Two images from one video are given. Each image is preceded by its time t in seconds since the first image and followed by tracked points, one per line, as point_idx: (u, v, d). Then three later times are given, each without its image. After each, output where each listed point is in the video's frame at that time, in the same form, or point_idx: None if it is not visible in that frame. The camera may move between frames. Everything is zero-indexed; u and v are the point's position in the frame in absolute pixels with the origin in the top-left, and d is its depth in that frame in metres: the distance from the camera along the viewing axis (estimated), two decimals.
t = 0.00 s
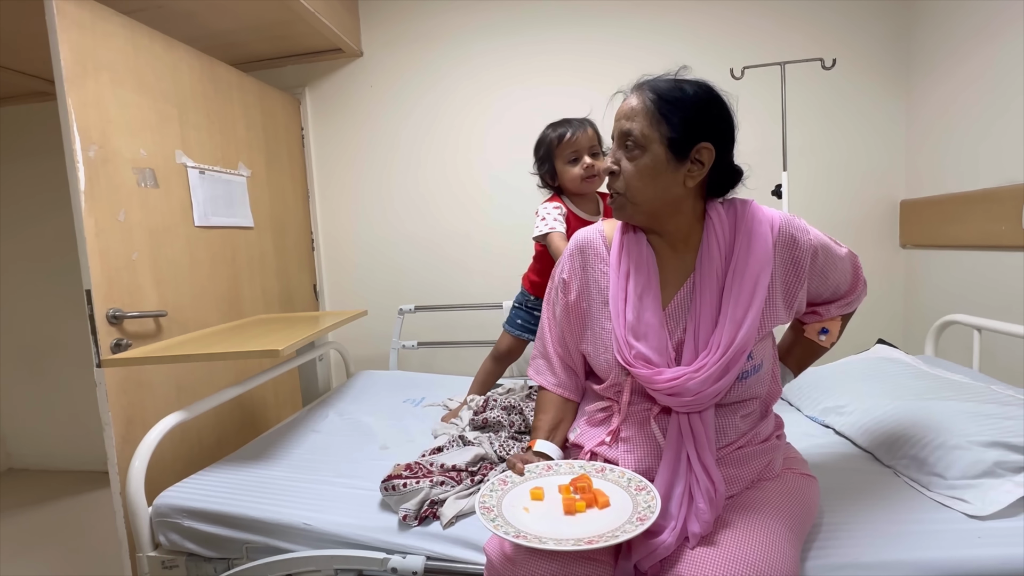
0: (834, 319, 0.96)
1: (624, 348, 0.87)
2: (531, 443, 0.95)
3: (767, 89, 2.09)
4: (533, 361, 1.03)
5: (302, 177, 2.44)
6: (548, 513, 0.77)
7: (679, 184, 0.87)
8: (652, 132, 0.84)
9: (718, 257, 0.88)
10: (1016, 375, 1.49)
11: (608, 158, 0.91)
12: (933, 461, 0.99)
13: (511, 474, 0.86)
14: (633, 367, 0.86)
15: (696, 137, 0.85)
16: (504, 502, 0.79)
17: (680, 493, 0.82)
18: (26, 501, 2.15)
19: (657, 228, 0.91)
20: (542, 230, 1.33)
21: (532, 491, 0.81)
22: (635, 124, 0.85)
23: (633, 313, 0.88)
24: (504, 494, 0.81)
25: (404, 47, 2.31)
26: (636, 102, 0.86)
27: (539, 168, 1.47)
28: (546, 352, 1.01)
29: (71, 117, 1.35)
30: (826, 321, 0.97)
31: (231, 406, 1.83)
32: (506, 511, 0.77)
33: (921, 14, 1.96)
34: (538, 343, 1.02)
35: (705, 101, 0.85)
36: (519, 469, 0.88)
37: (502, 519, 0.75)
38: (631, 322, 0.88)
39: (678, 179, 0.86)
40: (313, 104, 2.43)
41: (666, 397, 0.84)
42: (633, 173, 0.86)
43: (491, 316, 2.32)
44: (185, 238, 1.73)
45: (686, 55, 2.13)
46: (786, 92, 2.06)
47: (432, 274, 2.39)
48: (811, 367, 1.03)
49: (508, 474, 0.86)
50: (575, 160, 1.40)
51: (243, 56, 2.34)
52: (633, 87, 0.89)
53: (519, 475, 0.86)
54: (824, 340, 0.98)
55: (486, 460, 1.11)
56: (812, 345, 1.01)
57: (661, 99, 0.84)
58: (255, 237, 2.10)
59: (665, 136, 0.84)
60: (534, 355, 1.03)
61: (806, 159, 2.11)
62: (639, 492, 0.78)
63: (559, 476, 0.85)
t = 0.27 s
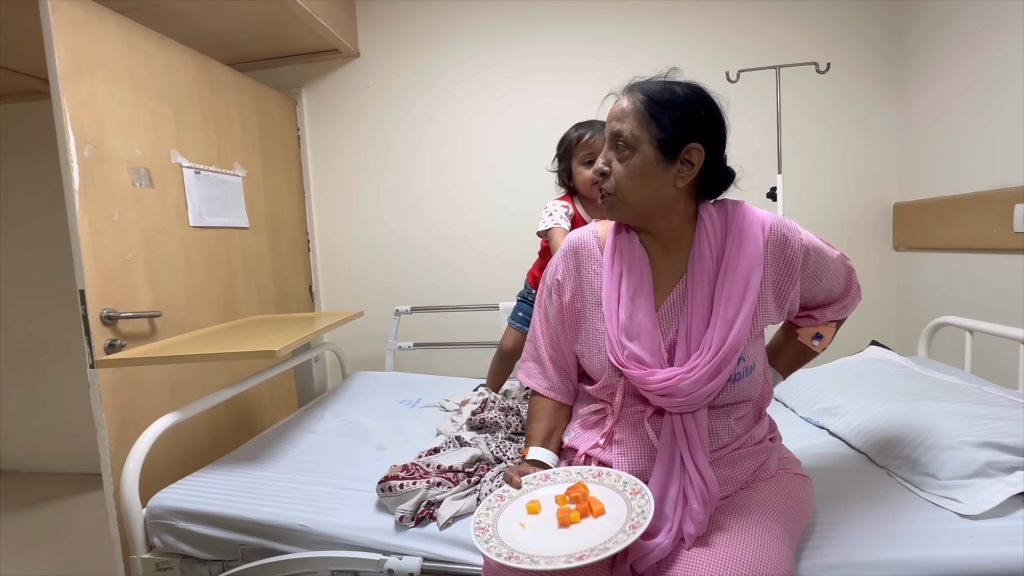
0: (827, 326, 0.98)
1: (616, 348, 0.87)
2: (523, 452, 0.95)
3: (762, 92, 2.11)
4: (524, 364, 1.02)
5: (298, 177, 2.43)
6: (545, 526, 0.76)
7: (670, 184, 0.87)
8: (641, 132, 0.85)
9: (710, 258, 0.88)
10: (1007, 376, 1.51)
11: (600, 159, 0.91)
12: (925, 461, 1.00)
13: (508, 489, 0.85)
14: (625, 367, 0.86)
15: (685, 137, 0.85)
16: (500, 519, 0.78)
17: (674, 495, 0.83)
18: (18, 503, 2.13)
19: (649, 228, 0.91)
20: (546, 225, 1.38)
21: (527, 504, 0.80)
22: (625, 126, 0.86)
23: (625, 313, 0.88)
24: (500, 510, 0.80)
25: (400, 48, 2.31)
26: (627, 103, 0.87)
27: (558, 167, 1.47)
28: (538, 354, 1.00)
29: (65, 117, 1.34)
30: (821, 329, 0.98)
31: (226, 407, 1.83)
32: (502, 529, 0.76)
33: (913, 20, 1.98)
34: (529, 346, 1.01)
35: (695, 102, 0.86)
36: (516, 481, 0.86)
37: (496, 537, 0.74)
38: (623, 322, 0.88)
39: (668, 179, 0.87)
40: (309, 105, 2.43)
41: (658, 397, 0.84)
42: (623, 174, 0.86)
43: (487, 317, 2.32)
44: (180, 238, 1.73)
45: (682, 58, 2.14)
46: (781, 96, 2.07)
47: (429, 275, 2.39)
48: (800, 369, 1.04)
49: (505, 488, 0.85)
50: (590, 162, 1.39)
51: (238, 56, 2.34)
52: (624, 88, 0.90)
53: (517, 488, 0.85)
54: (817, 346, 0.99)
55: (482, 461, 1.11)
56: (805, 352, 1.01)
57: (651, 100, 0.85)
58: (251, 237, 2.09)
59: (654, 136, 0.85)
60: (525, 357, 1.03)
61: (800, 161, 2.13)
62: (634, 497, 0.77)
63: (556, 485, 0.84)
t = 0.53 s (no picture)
0: (822, 326, 0.97)
1: (612, 351, 0.87)
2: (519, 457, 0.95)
3: (757, 96, 2.12)
4: (518, 366, 1.01)
5: (292, 178, 2.42)
6: (541, 536, 0.76)
7: (663, 186, 0.86)
8: (632, 135, 0.85)
9: (706, 261, 0.88)
10: (998, 379, 1.52)
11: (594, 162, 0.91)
12: (920, 463, 1.00)
13: (505, 494, 0.85)
14: (621, 370, 0.86)
15: (677, 139, 0.85)
16: (495, 525, 0.78)
17: (671, 501, 0.82)
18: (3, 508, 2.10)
19: (644, 231, 0.91)
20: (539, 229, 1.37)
21: (524, 513, 0.80)
22: (617, 128, 0.86)
23: (620, 314, 0.88)
24: (497, 516, 0.80)
25: (396, 50, 2.30)
26: (618, 106, 0.87)
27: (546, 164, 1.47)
28: (533, 357, 0.99)
29: (55, 116, 1.32)
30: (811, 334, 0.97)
31: (218, 411, 1.81)
32: (498, 536, 0.75)
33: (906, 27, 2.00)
34: (524, 348, 1.01)
35: (687, 103, 0.85)
36: (514, 487, 0.85)
37: (491, 545, 0.73)
38: (618, 325, 0.88)
39: (661, 181, 0.86)
40: (303, 106, 2.41)
41: (653, 401, 0.84)
42: (615, 177, 0.86)
43: (482, 319, 2.31)
44: (171, 239, 1.71)
45: (677, 62, 2.15)
46: (775, 99, 2.09)
47: (423, 277, 2.38)
48: (787, 364, 1.04)
49: (502, 494, 0.85)
50: (576, 163, 1.40)
51: (232, 56, 2.32)
52: (617, 90, 0.90)
53: (514, 494, 0.84)
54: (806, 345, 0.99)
55: (477, 464, 1.09)
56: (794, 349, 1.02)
57: (642, 102, 0.85)
58: (243, 238, 2.07)
59: (645, 138, 0.85)
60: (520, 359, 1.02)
61: (793, 165, 2.14)
62: (633, 512, 0.75)
63: (554, 494, 0.83)
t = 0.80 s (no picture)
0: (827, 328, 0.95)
1: (612, 351, 0.85)
2: (516, 461, 0.92)
3: (750, 96, 2.12)
4: (518, 366, 0.99)
5: (279, 176, 2.37)
6: (545, 544, 0.73)
7: (667, 184, 0.84)
8: (637, 131, 0.83)
9: (710, 261, 0.86)
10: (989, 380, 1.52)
11: (598, 158, 0.90)
12: (920, 466, 0.97)
13: (505, 499, 0.82)
14: (621, 370, 0.84)
15: (684, 135, 0.83)
16: (497, 532, 0.75)
17: (674, 507, 0.80)
18: None
19: (647, 229, 0.89)
20: (511, 234, 1.27)
21: (526, 519, 0.77)
22: (621, 124, 0.84)
23: (621, 313, 0.86)
24: (498, 522, 0.77)
25: (387, 46, 2.26)
26: (624, 100, 0.85)
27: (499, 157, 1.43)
28: (532, 356, 0.97)
29: (31, 109, 1.27)
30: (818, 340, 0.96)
31: (201, 414, 1.76)
32: (500, 543, 0.73)
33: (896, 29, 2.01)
34: (523, 347, 0.98)
35: (695, 99, 0.83)
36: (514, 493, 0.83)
37: (493, 554, 0.70)
38: (619, 324, 0.85)
39: (666, 178, 0.84)
40: (291, 102, 2.36)
41: (654, 403, 0.82)
42: (619, 174, 0.85)
43: (473, 320, 2.28)
44: (153, 238, 1.66)
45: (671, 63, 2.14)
46: (768, 101, 2.08)
47: (413, 278, 2.34)
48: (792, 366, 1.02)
49: (502, 499, 0.82)
50: (534, 154, 1.36)
51: (218, 51, 2.27)
52: (623, 86, 0.88)
53: (514, 500, 0.82)
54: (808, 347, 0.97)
55: (472, 469, 1.06)
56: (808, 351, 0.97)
57: (647, 97, 0.83)
58: (229, 237, 2.02)
59: (650, 135, 0.83)
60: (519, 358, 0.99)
61: (786, 166, 2.14)
62: (640, 522, 0.74)
63: (556, 501, 0.81)
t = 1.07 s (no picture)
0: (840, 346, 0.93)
1: (615, 364, 0.82)
2: (520, 483, 0.88)
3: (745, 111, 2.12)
4: (519, 383, 0.95)
5: (268, 188, 2.32)
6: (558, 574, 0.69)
7: (671, 197, 0.82)
8: (641, 145, 0.81)
9: (715, 275, 0.84)
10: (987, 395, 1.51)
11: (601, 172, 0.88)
12: (931, 487, 0.94)
13: (511, 523, 0.78)
14: (623, 383, 0.80)
15: (687, 148, 0.81)
16: (507, 559, 0.71)
17: (681, 526, 0.77)
18: None
19: (651, 244, 0.87)
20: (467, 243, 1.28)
21: (536, 545, 0.73)
22: (625, 138, 0.83)
23: (625, 327, 0.83)
24: (506, 548, 0.73)
25: (379, 58, 2.24)
26: (627, 116, 0.84)
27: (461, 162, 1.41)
28: (535, 373, 0.93)
29: (11, 117, 1.22)
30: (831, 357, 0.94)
31: (184, 434, 1.69)
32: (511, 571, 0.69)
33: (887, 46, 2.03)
34: (524, 364, 0.95)
35: (698, 114, 0.82)
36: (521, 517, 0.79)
37: None
38: (623, 337, 0.82)
39: (670, 192, 0.82)
40: (281, 113, 2.33)
41: (658, 417, 0.79)
42: (623, 188, 0.82)
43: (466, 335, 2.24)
44: (138, 250, 1.60)
45: (666, 77, 2.13)
46: (762, 115, 2.09)
47: (405, 291, 2.30)
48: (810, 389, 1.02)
49: (508, 524, 0.78)
50: (496, 155, 1.34)
51: (206, 61, 2.23)
52: (625, 101, 0.86)
53: (521, 525, 0.78)
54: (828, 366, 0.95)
55: (470, 493, 1.01)
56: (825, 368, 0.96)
57: (651, 112, 0.81)
58: (216, 249, 1.97)
59: (654, 148, 0.81)
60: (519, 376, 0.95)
61: (781, 180, 2.14)
62: (655, 548, 0.71)
63: (566, 526, 0.77)
